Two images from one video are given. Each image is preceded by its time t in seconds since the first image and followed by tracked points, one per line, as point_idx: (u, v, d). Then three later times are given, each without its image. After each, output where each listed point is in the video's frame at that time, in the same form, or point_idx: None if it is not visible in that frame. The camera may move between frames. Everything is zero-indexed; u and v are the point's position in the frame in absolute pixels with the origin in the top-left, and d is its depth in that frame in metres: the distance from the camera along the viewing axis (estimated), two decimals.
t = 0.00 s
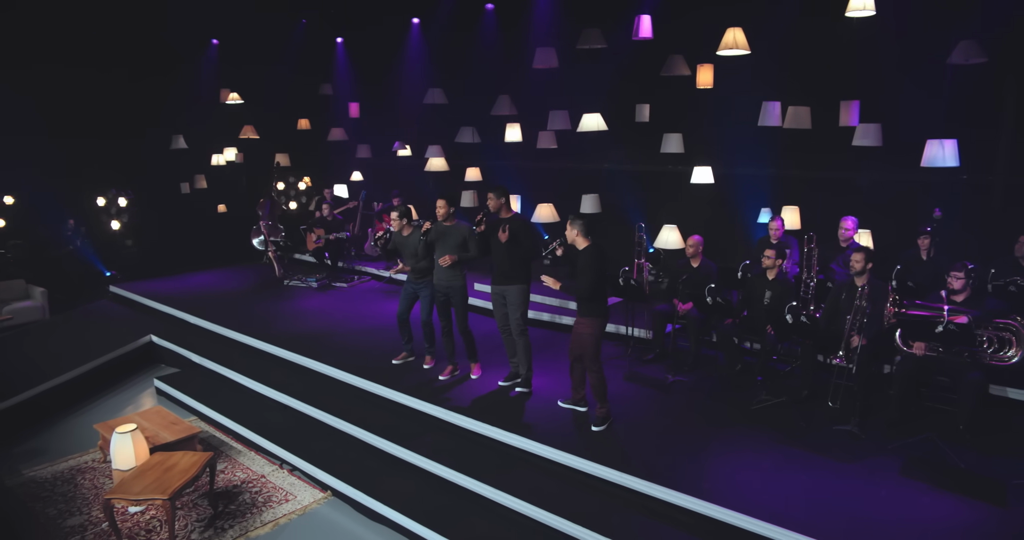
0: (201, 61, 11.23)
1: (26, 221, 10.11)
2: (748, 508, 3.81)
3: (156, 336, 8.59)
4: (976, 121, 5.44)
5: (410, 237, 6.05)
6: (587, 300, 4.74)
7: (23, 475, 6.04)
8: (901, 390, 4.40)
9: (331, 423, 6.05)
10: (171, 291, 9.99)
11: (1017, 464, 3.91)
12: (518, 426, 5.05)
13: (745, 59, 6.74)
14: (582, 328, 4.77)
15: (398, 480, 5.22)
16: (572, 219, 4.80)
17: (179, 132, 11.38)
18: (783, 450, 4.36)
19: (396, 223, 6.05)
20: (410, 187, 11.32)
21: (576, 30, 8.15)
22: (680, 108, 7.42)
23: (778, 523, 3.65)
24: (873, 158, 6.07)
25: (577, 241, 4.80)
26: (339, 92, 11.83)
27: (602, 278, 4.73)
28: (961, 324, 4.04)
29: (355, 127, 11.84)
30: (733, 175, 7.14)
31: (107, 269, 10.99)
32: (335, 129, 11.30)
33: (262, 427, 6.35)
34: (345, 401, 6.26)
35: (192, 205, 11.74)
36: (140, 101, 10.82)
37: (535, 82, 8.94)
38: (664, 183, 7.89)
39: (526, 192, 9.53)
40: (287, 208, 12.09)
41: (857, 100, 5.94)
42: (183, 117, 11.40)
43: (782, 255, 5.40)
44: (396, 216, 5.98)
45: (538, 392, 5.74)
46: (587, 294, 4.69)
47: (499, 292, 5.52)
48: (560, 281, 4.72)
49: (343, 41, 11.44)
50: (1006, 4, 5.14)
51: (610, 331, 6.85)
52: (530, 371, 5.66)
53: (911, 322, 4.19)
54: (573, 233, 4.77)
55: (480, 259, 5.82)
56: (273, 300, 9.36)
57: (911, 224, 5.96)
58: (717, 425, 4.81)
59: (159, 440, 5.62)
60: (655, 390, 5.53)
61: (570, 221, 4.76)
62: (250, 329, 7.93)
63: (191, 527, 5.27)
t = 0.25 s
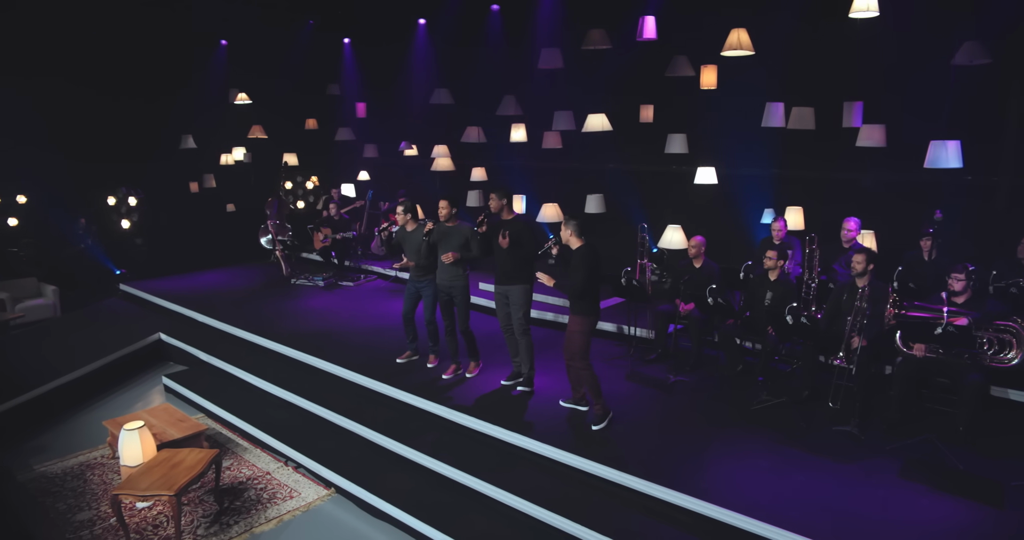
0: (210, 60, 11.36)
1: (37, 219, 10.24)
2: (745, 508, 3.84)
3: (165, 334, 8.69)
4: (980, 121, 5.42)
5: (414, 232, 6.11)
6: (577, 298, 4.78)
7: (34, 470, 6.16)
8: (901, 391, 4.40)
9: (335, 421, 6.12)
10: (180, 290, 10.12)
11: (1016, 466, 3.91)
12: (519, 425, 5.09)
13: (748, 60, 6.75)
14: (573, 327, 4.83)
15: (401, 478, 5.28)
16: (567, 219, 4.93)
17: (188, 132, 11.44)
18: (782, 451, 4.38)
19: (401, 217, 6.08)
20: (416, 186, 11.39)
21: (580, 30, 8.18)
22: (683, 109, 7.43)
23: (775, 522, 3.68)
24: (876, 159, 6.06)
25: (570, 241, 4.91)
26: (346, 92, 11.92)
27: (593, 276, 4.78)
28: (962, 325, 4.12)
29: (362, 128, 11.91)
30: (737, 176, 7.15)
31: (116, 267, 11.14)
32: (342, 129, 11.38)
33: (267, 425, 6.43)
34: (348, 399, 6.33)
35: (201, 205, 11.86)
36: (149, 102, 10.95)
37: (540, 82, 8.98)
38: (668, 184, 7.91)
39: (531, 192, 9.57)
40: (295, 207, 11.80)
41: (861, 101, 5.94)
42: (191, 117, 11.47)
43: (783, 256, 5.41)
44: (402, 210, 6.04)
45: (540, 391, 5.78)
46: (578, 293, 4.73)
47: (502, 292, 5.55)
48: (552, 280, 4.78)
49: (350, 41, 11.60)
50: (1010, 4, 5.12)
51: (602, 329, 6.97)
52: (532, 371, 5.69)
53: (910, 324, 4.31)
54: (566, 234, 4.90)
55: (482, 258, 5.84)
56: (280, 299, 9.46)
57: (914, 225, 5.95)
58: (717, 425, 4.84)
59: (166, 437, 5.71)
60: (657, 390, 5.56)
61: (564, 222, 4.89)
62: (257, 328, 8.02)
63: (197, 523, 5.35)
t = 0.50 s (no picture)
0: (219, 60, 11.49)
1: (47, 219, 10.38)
2: (742, 508, 3.86)
3: (173, 332, 8.79)
4: (984, 122, 5.40)
5: (419, 228, 6.15)
6: (573, 294, 4.92)
7: (45, 466, 6.27)
8: (901, 392, 4.41)
9: (339, 418, 6.19)
10: (187, 288, 10.23)
11: (1014, 468, 3.92)
12: (519, 423, 5.14)
13: (752, 60, 6.74)
14: (569, 322, 4.93)
15: (402, 475, 5.34)
16: (564, 216, 4.91)
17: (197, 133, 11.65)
18: (780, 451, 4.40)
19: (407, 213, 6.11)
20: (421, 186, 11.44)
21: (584, 31, 8.19)
22: (687, 109, 7.44)
23: (771, 522, 3.71)
24: (880, 160, 6.05)
25: (567, 238, 4.92)
26: (353, 92, 11.87)
27: (590, 273, 4.88)
28: (960, 326, 4.08)
29: (367, 127, 11.95)
30: (740, 176, 7.15)
31: (126, 267, 11.21)
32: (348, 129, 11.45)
33: (273, 422, 6.52)
34: (352, 397, 6.39)
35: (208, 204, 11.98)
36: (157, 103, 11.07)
37: (544, 83, 9.00)
38: (672, 184, 7.91)
39: (535, 192, 9.60)
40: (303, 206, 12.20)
41: (864, 102, 5.94)
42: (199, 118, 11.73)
43: (785, 257, 5.42)
44: (407, 207, 6.07)
45: (542, 390, 5.82)
46: (576, 288, 4.87)
47: (505, 291, 5.59)
48: (550, 276, 4.87)
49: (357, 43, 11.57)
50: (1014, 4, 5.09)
51: (600, 328, 7.04)
52: (533, 370, 5.74)
53: (908, 326, 4.35)
54: (565, 231, 4.89)
55: (486, 258, 5.90)
56: (286, 297, 9.55)
57: (917, 225, 5.94)
58: (717, 424, 4.87)
59: (173, 434, 5.80)
60: (658, 389, 5.59)
61: (562, 219, 4.88)
62: (263, 326, 8.10)
63: (203, 518, 5.44)
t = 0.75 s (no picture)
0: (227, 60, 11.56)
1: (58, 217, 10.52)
2: (738, 507, 3.90)
3: (181, 330, 8.89)
4: (988, 124, 5.38)
5: (424, 226, 6.18)
6: (570, 292, 4.96)
7: (55, 461, 6.38)
8: (900, 393, 4.43)
9: (343, 416, 6.26)
10: (196, 287, 10.34)
11: (1012, 470, 3.93)
12: (520, 422, 5.18)
13: (756, 61, 6.75)
14: (567, 319, 5.00)
15: (405, 473, 5.41)
16: (564, 216, 4.94)
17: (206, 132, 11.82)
18: (778, 451, 4.42)
19: (413, 212, 6.17)
20: (427, 185, 11.49)
21: (588, 31, 8.21)
22: (691, 110, 7.44)
23: (767, 522, 3.74)
24: (883, 161, 6.04)
25: (566, 237, 4.96)
26: (360, 92, 11.89)
27: (587, 272, 4.92)
28: (962, 329, 4.08)
29: (373, 127, 12.01)
30: (744, 177, 7.16)
31: (135, 265, 11.53)
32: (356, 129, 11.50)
33: (278, 420, 6.60)
34: (356, 396, 6.46)
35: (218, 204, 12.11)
36: (166, 103, 11.17)
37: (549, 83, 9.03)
38: (675, 184, 7.92)
39: (540, 192, 9.63)
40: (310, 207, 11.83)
41: (865, 104, 5.94)
42: (207, 119, 11.81)
43: (785, 258, 5.45)
44: (412, 205, 6.12)
45: (544, 390, 5.86)
46: (572, 287, 4.91)
47: (507, 292, 5.64)
48: (548, 276, 4.96)
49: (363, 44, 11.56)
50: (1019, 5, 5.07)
51: (603, 328, 7.06)
52: (534, 370, 5.78)
53: (907, 328, 4.37)
54: (562, 230, 4.93)
55: (490, 258, 5.94)
56: (293, 296, 9.63)
57: (920, 227, 5.93)
58: (717, 424, 4.90)
59: (180, 431, 5.89)
60: (659, 389, 5.62)
61: (560, 219, 4.90)
62: (269, 325, 8.18)
63: (208, 514, 5.52)
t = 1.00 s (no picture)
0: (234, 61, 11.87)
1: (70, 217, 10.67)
2: (736, 507, 3.93)
3: (189, 329, 9.00)
4: (991, 125, 5.36)
5: (428, 226, 6.20)
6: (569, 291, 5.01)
7: (65, 458, 6.50)
8: (900, 394, 4.45)
9: (348, 415, 6.34)
10: (204, 285, 10.45)
11: (1011, 472, 3.93)
12: (522, 422, 5.23)
13: (759, 62, 6.75)
14: (565, 320, 5.05)
15: (408, 471, 5.48)
16: (563, 218, 5.01)
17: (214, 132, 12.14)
18: (778, 452, 4.45)
19: (418, 212, 6.20)
20: (433, 185, 11.55)
21: (593, 32, 8.24)
22: (696, 111, 7.46)
23: (764, 522, 3.77)
24: (887, 162, 6.03)
25: (563, 238, 5.00)
26: (366, 93, 11.87)
27: (585, 272, 4.96)
28: (963, 333, 4.05)
29: (379, 127, 12.06)
30: (747, 178, 7.16)
31: (143, 264, 11.66)
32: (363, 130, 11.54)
33: (284, 418, 6.69)
34: (360, 394, 6.53)
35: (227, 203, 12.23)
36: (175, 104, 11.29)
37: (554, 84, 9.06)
38: (679, 184, 7.93)
39: (545, 192, 9.66)
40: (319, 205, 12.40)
41: (869, 106, 5.94)
42: (216, 120, 12.15)
43: (786, 259, 5.49)
44: (417, 205, 6.15)
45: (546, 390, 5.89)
46: (570, 286, 4.94)
47: (510, 292, 5.67)
48: (548, 277, 5.04)
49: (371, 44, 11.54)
50: None
51: (609, 329, 7.06)
52: (537, 370, 5.80)
53: (907, 329, 4.34)
54: (560, 231, 4.98)
55: (495, 259, 5.95)
56: (299, 295, 9.72)
57: (924, 229, 5.93)
58: (717, 425, 4.91)
59: (187, 428, 5.98)
60: (660, 390, 5.65)
61: (557, 220, 4.97)
62: (276, 324, 8.25)
63: (215, 511, 5.61)
